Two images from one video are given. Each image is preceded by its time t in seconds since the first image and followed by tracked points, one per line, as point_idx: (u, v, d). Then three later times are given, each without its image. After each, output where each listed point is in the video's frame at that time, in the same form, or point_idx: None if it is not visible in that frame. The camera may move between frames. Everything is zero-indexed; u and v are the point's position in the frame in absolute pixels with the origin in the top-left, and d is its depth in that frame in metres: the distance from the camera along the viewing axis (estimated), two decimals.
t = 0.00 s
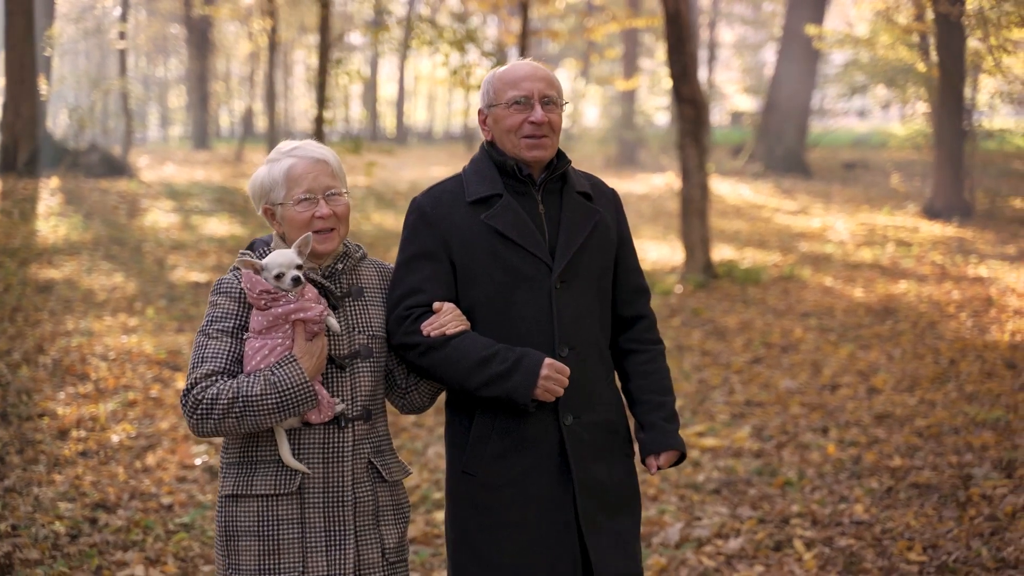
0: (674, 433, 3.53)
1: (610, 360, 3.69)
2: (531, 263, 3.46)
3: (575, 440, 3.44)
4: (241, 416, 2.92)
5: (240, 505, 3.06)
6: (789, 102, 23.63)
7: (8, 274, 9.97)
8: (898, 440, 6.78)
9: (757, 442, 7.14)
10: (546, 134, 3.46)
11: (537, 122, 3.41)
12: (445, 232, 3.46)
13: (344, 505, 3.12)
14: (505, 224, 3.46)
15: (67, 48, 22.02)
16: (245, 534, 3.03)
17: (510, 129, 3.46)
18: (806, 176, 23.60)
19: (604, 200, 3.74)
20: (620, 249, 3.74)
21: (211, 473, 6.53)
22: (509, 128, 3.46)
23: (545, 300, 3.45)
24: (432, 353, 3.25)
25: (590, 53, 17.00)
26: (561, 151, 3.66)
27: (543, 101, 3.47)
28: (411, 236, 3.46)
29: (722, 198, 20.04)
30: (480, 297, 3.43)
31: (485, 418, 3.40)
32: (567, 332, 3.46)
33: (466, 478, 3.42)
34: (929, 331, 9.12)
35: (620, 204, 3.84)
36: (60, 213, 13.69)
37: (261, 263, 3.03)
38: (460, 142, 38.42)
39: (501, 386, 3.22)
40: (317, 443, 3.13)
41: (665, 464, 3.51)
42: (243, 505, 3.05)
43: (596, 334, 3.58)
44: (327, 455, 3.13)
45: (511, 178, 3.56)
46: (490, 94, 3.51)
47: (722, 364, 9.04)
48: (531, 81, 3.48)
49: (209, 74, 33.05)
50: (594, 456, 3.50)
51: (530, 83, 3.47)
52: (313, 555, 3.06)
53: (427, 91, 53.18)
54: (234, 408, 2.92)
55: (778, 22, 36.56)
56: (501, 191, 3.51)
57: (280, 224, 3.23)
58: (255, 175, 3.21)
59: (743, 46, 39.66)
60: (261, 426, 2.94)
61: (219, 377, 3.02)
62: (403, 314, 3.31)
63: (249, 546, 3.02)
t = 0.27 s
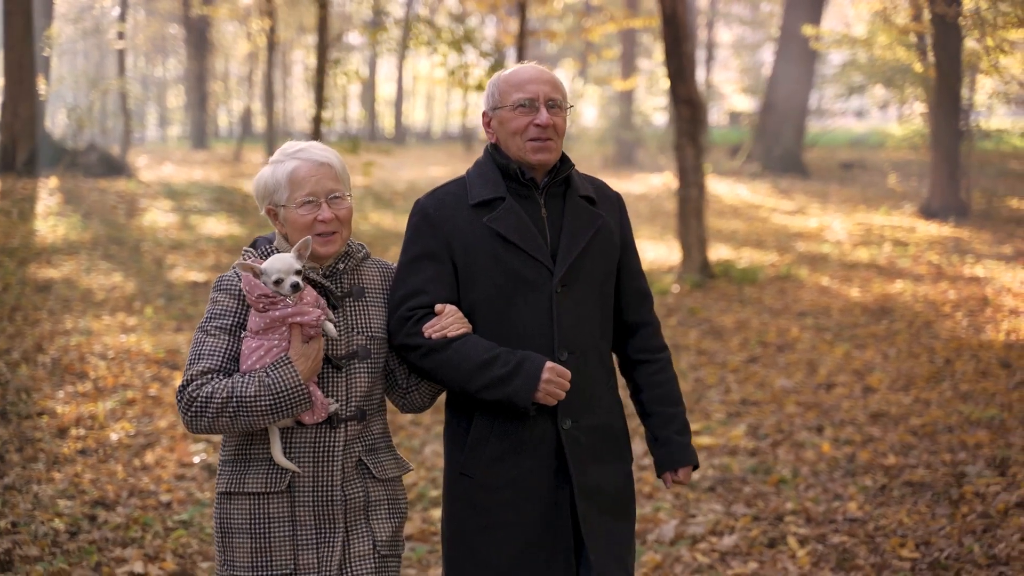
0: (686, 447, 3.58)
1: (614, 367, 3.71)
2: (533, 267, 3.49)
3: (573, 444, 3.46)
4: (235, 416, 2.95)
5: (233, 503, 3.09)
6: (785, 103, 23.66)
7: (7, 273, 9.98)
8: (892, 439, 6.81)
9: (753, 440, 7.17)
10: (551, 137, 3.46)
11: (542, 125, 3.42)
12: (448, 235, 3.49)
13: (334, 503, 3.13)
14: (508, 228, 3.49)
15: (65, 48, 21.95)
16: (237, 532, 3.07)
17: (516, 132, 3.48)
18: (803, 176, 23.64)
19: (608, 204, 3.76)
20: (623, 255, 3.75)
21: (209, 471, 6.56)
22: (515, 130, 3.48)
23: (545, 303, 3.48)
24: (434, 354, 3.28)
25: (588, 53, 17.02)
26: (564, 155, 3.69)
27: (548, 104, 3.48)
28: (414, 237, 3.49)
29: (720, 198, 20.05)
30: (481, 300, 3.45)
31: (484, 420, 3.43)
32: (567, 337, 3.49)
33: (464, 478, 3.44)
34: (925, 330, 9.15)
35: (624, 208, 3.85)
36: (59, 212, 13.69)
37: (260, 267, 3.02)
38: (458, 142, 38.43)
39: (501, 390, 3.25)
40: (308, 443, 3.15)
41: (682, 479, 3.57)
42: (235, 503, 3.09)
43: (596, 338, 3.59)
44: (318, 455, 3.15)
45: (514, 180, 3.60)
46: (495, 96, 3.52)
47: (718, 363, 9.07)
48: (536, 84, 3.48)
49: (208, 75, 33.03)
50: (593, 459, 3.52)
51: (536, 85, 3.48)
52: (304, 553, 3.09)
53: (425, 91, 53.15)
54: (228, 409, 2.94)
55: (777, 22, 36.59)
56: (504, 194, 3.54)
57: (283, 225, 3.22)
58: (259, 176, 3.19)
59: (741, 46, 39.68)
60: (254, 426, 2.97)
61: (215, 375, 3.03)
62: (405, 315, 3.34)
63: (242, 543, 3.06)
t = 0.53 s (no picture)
0: (703, 461, 3.51)
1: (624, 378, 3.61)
2: (541, 273, 3.40)
3: (577, 452, 3.36)
4: (236, 417, 2.95)
5: (234, 503, 3.08)
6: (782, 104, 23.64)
7: (6, 273, 10.00)
8: (887, 437, 6.84)
9: (748, 439, 7.21)
10: (565, 146, 3.39)
11: (557, 132, 3.35)
12: (456, 239, 3.41)
13: (334, 504, 3.11)
14: (517, 233, 3.41)
15: (64, 48, 21.95)
16: (239, 531, 3.07)
17: (531, 139, 3.41)
18: (801, 176, 23.68)
19: (621, 215, 3.68)
20: (634, 266, 3.67)
21: (208, 469, 6.59)
22: (529, 137, 3.41)
23: (552, 309, 3.39)
24: (438, 358, 3.20)
25: (586, 53, 17.05)
26: (578, 164, 3.62)
27: (563, 113, 3.41)
28: (423, 242, 3.42)
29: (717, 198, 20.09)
30: (488, 306, 3.37)
31: (488, 426, 3.34)
32: (574, 344, 3.39)
33: (468, 484, 3.35)
34: (921, 330, 9.19)
35: (637, 218, 3.77)
36: (57, 212, 13.71)
37: (264, 267, 3.02)
38: (456, 142, 38.47)
39: (504, 394, 3.15)
40: (309, 444, 3.13)
41: (701, 494, 3.51)
42: (237, 503, 3.08)
43: (603, 346, 3.50)
44: (318, 456, 3.14)
45: (525, 188, 3.53)
46: (511, 103, 3.46)
47: (714, 362, 9.10)
48: (553, 91, 3.42)
49: (206, 74, 33.05)
50: (598, 468, 3.42)
51: (552, 93, 3.41)
52: (305, 554, 3.06)
53: (424, 91, 53.20)
54: (229, 408, 2.94)
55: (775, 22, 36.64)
56: (515, 200, 3.46)
57: (289, 229, 3.22)
58: (266, 178, 3.19)
59: (739, 46, 39.73)
60: (255, 427, 2.96)
61: (217, 376, 3.04)
62: (411, 317, 3.27)
63: (244, 543, 3.05)
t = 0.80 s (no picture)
0: (712, 465, 3.48)
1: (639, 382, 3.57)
2: (557, 274, 3.38)
3: (593, 454, 3.33)
4: (245, 420, 2.96)
5: (243, 504, 3.10)
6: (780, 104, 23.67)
7: (5, 272, 10.01)
8: (881, 435, 6.88)
9: (744, 437, 7.24)
10: (584, 148, 3.36)
11: (577, 134, 3.32)
12: (473, 240, 3.39)
13: (341, 509, 3.11)
14: (534, 234, 3.38)
15: (63, 48, 21.95)
16: (247, 533, 3.08)
17: (550, 140, 3.38)
18: (798, 176, 23.73)
19: (638, 219, 3.65)
20: (650, 270, 3.64)
21: (207, 467, 6.62)
22: (549, 139, 3.38)
23: (568, 310, 3.36)
24: (454, 359, 3.20)
25: (584, 53, 17.08)
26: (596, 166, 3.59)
27: (584, 114, 3.38)
28: (439, 242, 3.40)
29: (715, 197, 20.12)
30: (504, 307, 3.35)
31: (505, 426, 3.32)
32: (590, 345, 3.36)
33: (485, 485, 3.34)
34: (916, 329, 9.22)
35: (653, 223, 3.74)
36: (57, 212, 13.73)
37: (273, 271, 3.04)
38: (455, 142, 38.51)
39: (518, 396, 3.14)
40: (318, 448, 3.14)
41: (709, 498, 3.47)
42: (246, 505, 3.10)
43: (619, 348, 3.47)
44: (327, 460, 3.13)
45: (543, 188, 3.50)
46: (530, 104, 3.43)
47: (711, 362, 9.13)
48: (574, 93, 3.39)
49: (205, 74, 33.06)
50: (612, 470, 3.38)
51: (573, 94, 3.38)
52: (312, 557, 3.07)
53: (422, 91, 53.24)
54: (238, 411, 2.96)
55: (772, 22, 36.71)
56: (532, 201, 3.44)
57: (300, 233, 3.23)
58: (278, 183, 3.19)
59: (737, 46, 39.78)
60: (264, 430, 2.98)
61: (228, 378, 3.06)
62: (427, 318, 3.28)
63: (252, 545, 3.08)
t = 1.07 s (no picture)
0: (718, 455, 3.42)
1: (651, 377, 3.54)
2: (573, 272, 3.33)
3: (613, 451, 3.32)
4: (257, 421, 2.99)
5: (257, 505, 3.11)
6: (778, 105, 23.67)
7: (5, 272, 10.03)
8: (876, 435, 6.91)
9: (740, 436, 7.28)
10: (596, 143, 3.33)
11: (587, 130, 3.29)
12: (488, 239, 3.35)
13: (353, 513, 3.10)
14: (549, 232, 3.33)
15: (61, 48, 21.95)
16: (260, 534, 3.09)
17: (560, 137, 3.35)
18: (796, 176, 23.78)
19: (651, 214, 3.60)
20: (663, 264, 3.60)
21: (205, 466, 6.66)
22: (559, 136, 3.35)
23: (585, 308, 3.32)
24: (474, 357, 3.16)
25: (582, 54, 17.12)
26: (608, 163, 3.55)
27: (594, 110, 3.35)
28: (453, 242, 3.36)
29: (713, 198, 20.16)
30: (521, 305, 3.30)
31: (524, 422, 3.31)
32: (608, 342, 3.32)
33: (502, 484, 3.33)
34: (912, 329, 9.26)
35: (665, 219, 3.69)
36: (55, 212, 13.76)
37: (284, 274, 3.06)
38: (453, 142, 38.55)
39: (540, 390, 3.10)
40: (332, 451, 3.14)
41: (714, 490, 3.42)
42: (259, 506, 3.10)
43: (634, 344, 3.43)
44: (341, 463, 3.14)
45: (555, 185, 3.45)
46: (540, 102, 3.41)
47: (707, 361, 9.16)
48: (582, 90, 3.37)
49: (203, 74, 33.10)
50: (630, 468, 3.36)
51: (582, 91, 3.36)
52: (323, 561, 3.08)
53: (420, 91, 53.30)
54: (249, 412, 2.99)
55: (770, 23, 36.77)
56: (546, 198, 3.38)
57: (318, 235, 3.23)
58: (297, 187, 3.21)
59: (735, 46, 39.84)
60: (275, 431, 3.00)
61: (242, 380, 3.11)
62: (446, 318, 3.24)
63: (263, 546, 3.08)
